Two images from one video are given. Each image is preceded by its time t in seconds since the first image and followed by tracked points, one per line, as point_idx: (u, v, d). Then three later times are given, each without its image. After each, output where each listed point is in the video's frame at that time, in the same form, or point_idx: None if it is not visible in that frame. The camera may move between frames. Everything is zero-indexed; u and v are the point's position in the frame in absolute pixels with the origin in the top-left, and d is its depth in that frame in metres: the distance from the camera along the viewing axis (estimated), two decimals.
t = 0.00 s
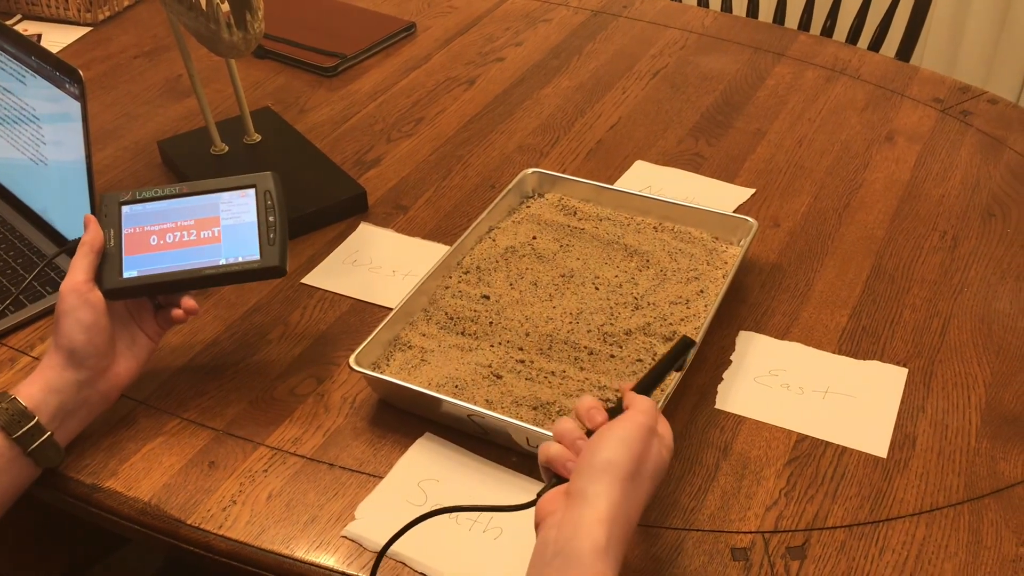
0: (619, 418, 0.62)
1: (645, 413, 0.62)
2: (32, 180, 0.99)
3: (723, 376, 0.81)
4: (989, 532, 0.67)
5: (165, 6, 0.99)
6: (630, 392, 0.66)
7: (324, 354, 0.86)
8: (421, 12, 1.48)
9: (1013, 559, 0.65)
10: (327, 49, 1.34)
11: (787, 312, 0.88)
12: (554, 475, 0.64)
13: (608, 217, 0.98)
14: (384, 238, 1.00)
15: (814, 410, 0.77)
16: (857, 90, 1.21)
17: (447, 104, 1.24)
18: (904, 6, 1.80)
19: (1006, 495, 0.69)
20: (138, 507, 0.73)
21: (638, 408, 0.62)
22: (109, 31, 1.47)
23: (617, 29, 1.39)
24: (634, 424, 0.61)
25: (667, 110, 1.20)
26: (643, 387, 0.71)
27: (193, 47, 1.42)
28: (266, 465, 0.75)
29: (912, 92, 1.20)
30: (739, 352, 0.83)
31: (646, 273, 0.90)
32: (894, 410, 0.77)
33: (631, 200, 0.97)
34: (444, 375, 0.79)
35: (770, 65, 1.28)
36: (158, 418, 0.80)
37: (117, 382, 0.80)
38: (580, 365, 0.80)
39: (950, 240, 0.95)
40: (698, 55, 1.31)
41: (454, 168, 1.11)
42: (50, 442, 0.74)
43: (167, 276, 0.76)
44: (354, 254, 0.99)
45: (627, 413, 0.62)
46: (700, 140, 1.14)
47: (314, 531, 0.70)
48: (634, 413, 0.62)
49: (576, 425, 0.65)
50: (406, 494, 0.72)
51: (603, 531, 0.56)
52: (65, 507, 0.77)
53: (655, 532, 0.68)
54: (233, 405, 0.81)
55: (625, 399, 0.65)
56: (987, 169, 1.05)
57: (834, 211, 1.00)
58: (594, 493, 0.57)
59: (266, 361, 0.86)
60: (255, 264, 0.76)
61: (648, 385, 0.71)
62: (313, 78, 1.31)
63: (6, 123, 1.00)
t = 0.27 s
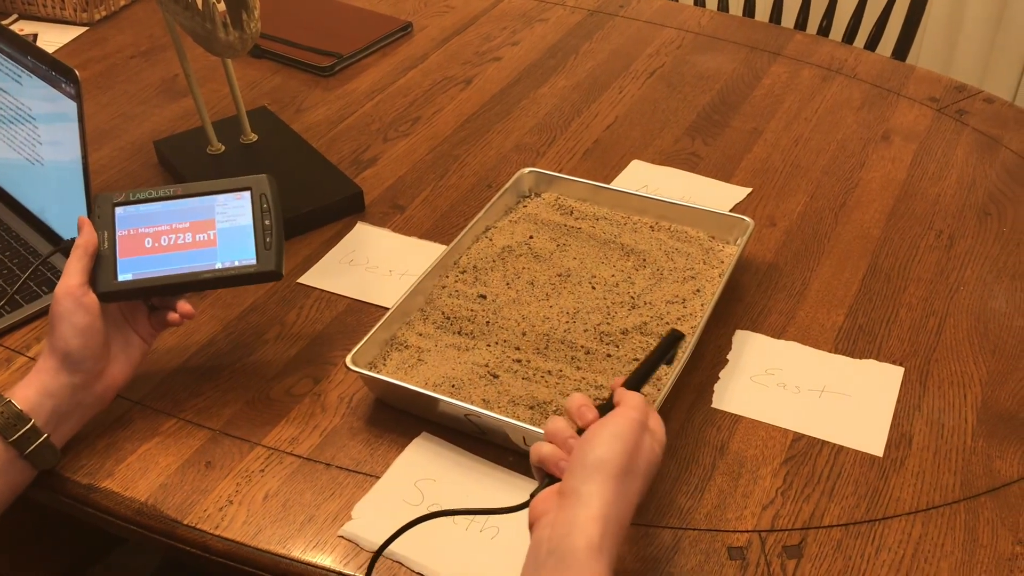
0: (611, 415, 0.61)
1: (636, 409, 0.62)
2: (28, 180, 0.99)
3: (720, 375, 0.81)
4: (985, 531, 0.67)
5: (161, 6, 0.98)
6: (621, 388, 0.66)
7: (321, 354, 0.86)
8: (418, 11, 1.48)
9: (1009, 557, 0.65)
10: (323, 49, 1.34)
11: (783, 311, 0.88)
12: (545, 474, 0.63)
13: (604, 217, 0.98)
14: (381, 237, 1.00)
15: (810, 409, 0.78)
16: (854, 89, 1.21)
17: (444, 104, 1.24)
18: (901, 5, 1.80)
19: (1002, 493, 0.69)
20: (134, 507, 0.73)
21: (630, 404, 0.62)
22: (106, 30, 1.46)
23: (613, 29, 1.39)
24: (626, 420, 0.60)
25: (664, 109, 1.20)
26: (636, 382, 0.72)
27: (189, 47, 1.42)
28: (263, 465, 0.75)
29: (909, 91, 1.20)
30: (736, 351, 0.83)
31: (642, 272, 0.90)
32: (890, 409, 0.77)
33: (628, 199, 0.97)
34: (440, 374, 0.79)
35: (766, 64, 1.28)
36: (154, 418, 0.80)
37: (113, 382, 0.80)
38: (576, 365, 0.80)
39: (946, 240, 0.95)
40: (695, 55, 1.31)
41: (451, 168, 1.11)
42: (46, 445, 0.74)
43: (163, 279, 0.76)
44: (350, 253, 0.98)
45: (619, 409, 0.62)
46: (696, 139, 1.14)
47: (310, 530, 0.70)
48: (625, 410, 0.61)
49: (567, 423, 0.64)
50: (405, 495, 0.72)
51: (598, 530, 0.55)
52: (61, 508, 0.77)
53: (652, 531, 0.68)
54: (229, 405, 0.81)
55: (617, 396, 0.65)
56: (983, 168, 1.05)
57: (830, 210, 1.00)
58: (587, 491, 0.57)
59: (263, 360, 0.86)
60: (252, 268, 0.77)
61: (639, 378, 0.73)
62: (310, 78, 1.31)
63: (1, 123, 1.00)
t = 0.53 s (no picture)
0: (562, 404, 0.62)
1: (586, 397, 0.62)
2: (22, 179, 0.99)
3: (717, 375, 0.81)
4: (983, 530, 0.67)
5: (156, 4, 0.98)
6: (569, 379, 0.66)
7: (317, 353, 0.86)
8: (414, 10, 1.47)
9: (1006, 557, 0.65)
10: (319, 47, 1.34)
11: (780, 310, 0.88)
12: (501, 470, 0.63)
13: (601, 216, 0.98)
14: (377, 237, 1.00)
15: (807, 409, 0.77)
16: (851, 88, 1.21)
17: (440, 103, 1.24)
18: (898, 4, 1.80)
19: (999, 493, 0.69)
20: (130, 508, 0.72)
21: (579, 393, 0.62)
22: (101, 29, 1.46)
23: (610, 27, 1.39)
24: (577, 408, 0.61)
25: (660, 108, 1.20)
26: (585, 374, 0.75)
27: (185, 45, 1.41)
28: (259, 465, 0.75)
29: (906, 90, 1.20)
30: (732, 351, 0.83)
31: (639, 271, 0.90)
32: (887, 408, 0.77)
33: (624, 198, 0.97)
34: (437, 374, 0.79)
35: (763, 63, 1.28)
36: (150, 419, 0.79)
37: (108, 383, 0.80)
38: (573, 364, 0.80)
39: (943, 239, 0.95)
40: (692, 54, 1.31)
41: (447, 167, 1.11)
42: (42, 446, 0.74)
43: (162, 283, 0.75)
44: (346, 253, 0.98)
45: (569, 398, 0.62)
46: (693, 138, 1.14)
47: (306, 531, 0.69)
48: (575, 399, 0.62)
49: (519, 417, 0.64)
50: (401, 494, 0.72)
51: (554, 516, 0.55)
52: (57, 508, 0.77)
53: (649, 531, 0.68)
54: (225, 405, 0.80)
55: (567, 387, 0.65)
56: (980, 168, 1.05)
57: (827, 209, 1.00)
58: (541, 479, 0.56)
59: (259, 360, 0.85)
60: (251, 274, 0.76)
61: (588, 369, 0.75)
62: (306, 77, 1.31)
63: None
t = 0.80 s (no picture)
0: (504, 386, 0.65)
1: (527, 376, 0.65)
2: (21, 179, 0.99)
3: (715, 374, 0.81)
4: (981, 529, 0.67)
5: (155, 4, 0.98)
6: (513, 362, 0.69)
7: (316, 353, 0.86)
8: (413, 10, 1.47)
9: (1004, 556, 0.65)
10: (318, 47, 1.34)
11: (778, 310, 0.88)
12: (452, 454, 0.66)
13: (600, 216, 0.98)
14: (376, 236, 1.00)
15: (806, 408, 0.78)
16: (849, 88, 1.21)
17: (439, 102, 1.24)
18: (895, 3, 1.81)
19: (997, 492, 0.70)
20: (129, 507, 0.72)
21: (520, 374, 0.66)
22: (99, 29, 1.46)
23: (608, 27, 1.39)
24: (518, 388, 0.64)
25: (659, 108, 1.20)
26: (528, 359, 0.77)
27: (183, 45, 1.41)
28: (258, 465, 0.75)
29: (904, 90, 1.20)
30: (730, 350, 0.83)
31: (638, 271, 0.90)
32: (886, 408, 0.77)
33: (623, 197, 0.97)
34: (436, 374, 0.79)
35: (761, 63, 1.28)
36: (149, 418, 0.80)
37: (108, 383, 0.80)
38: (572, 364, 0.80)
39: (941, 239, 0.95)
40: (690, 53, 1.31)
41: (446, 166, 1.11)
42: (41, 446, 0.74)
43: (168, 284, 0.75)
44: (345, 252, 0.98)
45: (510, 380, 0.65)
46: (692, 138, 1.14)
47: (305, 530, 0.69)
48: (517, 379, 0.65)
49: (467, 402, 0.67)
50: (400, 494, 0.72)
51: (504, 490, 0.58)
52: (56, 508, 0.77)
53: (647, 530, 0.68)
54: (224, 405, 0.81)
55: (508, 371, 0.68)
56: (978, 167, 1.05)
57: (826, 208, 1.00)
58: (490, 456, 0.59)
59: (257, 360, 0.85)
60: (257, 276, 0.76)
61: (531, 352, 0.80)
62: (304, 76, 1.31)
63: None
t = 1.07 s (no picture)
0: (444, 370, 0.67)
1: (467, 358, 0.67)
2: (20, 178, 0.99)
3: (714, 374, 0.81)
4: (980, 529, 0.67)
5: (154, 2, 0.97)
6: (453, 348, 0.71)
7: (315, 352, 0.86)
8: (412, 9, 1.47)
9: (1003, 555, 0.65)
10: (317, 46, 1.34)
11: (777, 309, 0.88)
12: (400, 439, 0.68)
13: (600, 216, 0.98)
14: (375, 236, 1.00)
15: (805, 408, 0.78)
16: (848, 88, 1.21)
17: (438, 102, 1.23)
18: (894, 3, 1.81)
19: (996, 491, 0.70)
20: (128, 506, 0.72)
21: (460, 356, 0.68)
22: (98, 28, 1.46)
23: (608, 27, 1.39)
24: (459, 370, 0.66)
25: (658, 107, 1.20)
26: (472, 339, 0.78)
27: (182, 44, 1.41)
28: (257, 464, 0.75)
29: (903, 89, 1.20)
30: (730, 350, 0.83)
31: (637, 270, 0.90)
32: (885, 408, 0.77)
33: (622, 197, 0.97)
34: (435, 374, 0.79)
35: (761, 63, 1.28)
36: (148, 418, 0.79)
37: (106, 382, 0.80)
38: (571, 363, 0.80)
39: (940, 238, 0.95)
40: (689, 53, 1.31)
41: (445, 166, 1.11)
42: (39, 445, 0.74)
43: (165, 284, 0.75)
44: (344, 252, 0.98)
45: (451, 363, 0.67)
46: (691, 138, 1.14)
47: (305, 530, 0.69)
48: (458, 361, 0.67)
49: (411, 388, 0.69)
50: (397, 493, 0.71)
51: (451, 466, 0.60)
52: (55, 507, 0.77)
53: (646, 529, 0.68)
54: (224, 404, 0.80)
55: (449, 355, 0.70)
56: (977, 167, 1.05)
57: (825, 208, 1.00)
58: (435, 436, 0.62)
59: (257, 359, 0.85)
60: (255, 276, 0.76)
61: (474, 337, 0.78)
62: (303, 76, 1.31)
63: None
